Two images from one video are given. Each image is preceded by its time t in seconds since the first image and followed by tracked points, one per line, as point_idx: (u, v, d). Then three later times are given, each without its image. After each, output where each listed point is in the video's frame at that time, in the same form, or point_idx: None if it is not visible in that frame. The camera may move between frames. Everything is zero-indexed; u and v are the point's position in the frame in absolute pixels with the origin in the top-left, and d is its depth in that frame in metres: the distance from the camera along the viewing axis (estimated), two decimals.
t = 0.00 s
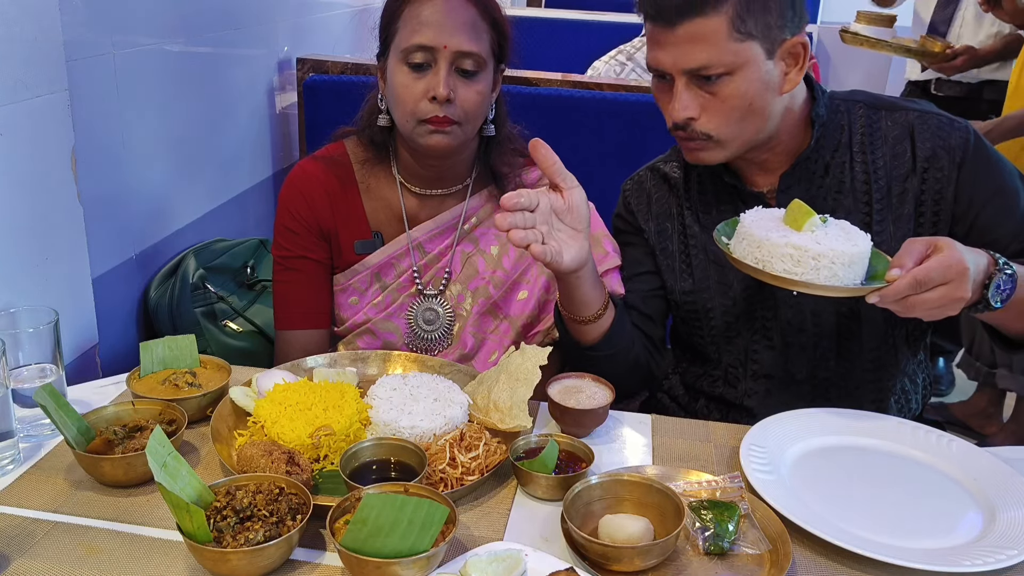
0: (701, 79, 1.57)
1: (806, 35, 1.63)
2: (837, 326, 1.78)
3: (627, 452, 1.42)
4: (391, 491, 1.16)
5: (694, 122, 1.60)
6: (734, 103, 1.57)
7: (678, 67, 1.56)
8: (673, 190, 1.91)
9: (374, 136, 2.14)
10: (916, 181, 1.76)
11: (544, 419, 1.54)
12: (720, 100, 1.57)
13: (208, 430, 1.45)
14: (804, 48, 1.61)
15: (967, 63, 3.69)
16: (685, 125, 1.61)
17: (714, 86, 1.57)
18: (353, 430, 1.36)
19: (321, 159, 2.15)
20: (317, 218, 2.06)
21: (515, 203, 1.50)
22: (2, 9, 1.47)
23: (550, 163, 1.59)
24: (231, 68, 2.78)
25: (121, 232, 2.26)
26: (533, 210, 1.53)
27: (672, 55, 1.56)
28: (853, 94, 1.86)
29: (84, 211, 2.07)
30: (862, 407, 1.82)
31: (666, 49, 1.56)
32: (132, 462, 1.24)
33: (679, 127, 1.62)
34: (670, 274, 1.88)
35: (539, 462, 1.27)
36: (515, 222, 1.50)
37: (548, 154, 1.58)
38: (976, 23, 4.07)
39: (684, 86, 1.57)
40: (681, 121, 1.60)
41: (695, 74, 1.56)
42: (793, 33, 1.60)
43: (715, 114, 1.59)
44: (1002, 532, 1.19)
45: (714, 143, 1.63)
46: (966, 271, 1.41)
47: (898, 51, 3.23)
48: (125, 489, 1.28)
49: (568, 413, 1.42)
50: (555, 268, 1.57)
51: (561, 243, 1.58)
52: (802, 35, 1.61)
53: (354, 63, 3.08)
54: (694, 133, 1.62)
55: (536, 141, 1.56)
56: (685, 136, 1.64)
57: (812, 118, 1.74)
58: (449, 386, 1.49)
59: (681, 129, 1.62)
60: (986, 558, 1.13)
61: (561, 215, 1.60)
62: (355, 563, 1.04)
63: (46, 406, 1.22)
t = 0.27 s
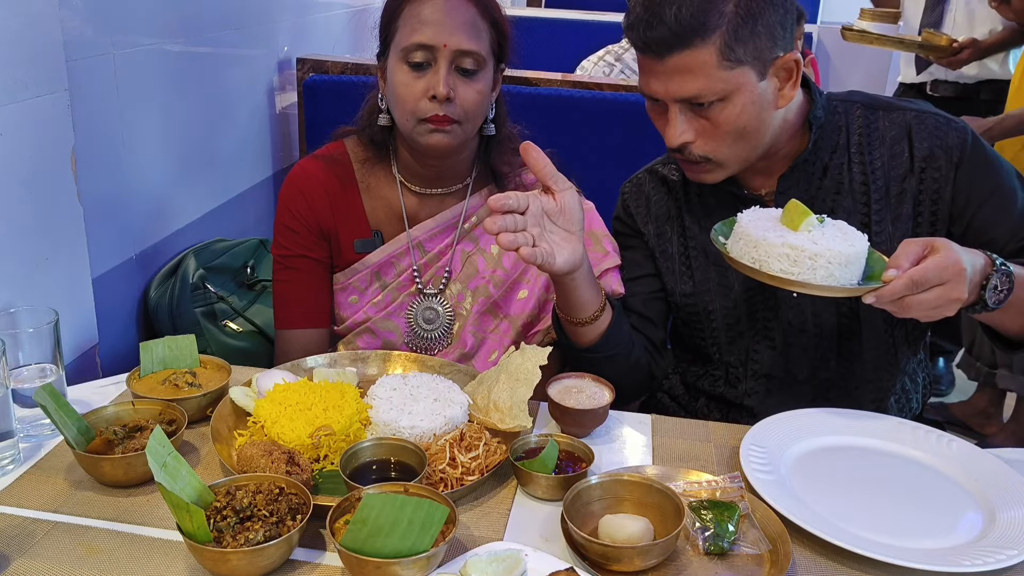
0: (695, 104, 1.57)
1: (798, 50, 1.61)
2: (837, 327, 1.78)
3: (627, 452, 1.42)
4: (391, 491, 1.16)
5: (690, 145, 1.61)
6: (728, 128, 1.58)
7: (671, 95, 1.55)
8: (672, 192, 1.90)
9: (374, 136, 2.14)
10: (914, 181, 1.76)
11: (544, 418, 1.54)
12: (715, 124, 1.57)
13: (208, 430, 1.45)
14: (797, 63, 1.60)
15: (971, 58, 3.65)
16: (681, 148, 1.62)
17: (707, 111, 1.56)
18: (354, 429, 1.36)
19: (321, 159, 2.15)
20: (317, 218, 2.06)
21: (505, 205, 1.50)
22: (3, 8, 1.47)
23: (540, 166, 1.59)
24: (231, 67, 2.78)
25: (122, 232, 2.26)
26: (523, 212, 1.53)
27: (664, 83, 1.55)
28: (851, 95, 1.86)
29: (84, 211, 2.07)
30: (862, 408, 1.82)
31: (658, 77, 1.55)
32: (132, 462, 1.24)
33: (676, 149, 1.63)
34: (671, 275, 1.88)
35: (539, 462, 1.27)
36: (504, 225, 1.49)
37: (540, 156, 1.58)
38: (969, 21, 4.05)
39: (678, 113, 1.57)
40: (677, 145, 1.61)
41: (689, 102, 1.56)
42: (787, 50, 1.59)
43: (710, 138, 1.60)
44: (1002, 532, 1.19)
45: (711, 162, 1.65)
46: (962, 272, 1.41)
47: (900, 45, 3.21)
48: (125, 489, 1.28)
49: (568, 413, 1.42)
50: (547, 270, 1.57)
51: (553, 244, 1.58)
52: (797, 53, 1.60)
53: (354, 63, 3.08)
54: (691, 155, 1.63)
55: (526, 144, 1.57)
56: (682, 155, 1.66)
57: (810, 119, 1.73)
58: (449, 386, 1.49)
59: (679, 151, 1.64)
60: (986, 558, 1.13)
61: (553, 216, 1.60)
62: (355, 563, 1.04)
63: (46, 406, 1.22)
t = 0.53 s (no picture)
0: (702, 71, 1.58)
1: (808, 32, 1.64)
2: (836, 329, 1.78)
3: (627, 452, 1.42)
4: (391, 491, 1.16)
5: (695, 116, 1.61)
6: (734, 98, 1.58)
7: (678, 61, 1.57)
8: (671, 192, 1.90)
9: (373, 136, 2.14)
10: (914, 185, 1.75)
11: (544, 418, 1.54)
12: (721, 94, 1.58)
13: (208, 430, 1.45)
14: (807, 45, 1.62)
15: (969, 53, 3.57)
16: (685, 119, 1.62)
17: (714, 80, 1.57)
18: (353, 429, 1.36)
19: (320, 159, 2.15)
20: (316, 218, 2.06)
21: (455, 285, 1.45)
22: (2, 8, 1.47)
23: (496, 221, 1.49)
24: (231, 67, 2.78)
25: (122, 232, 2.26)
26: (481, 276, 1.48)
27: (671, 47, 1.56)
28: (853, 96, 1.86)
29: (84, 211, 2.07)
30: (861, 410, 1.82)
31: (667, 40, 1.57)
32: (132, 462, 1.24)
33: (679, 121, 1.63)
34: (669, 276, 1.88)
35: (539, 462, 1.27)
36: (460, 302, 1.45)
37: (493, 212, 1.48)
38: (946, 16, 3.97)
39: (684, 81, 1.58)
40: (681, 115, 1.61)
41: (695, 68, 1.57)
42: (794, 29, 1.61)
43: (716, 109, 1.60)
44: (1002, 532, 1.19)
45: (714, 138, 1.65)
46: (959, 279, 1.41)
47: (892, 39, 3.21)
48: (125, 489, 1.28)
49: (568, 413, 1.42)
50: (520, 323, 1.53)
51: (521, 298, 1.53)
52: (805, 33, 1.62)
53: (354, 63, 3.08)
54: (695, 127, 1.63)
55: (478, 205, 1.46)
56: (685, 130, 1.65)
57: (811, 120, 1.74)
58: (449, 386, 1.49)
59: (682, 123, 1.63)
60: (986, 558, 1.13)
61: (519, 267, 1.54)
62: (355, 563, 1.04)
63: (46, 406, 1.22)
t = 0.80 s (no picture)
0: (710, 50, 1.58)
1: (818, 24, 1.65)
2: (836, 329, 1.78)
3: (627, 452, 1.42)
4: (391, 491, 1.16)
5: (698, 95, 1.60)
6: (739, 77, 1.58)
7: (688, 35, 1.58)
8: (673, 191, 1.90)
9: (371, 136, 2.14)
10: (917, 185, 1.76)
11: (544, 418, 1.54)
12: (725, 71, 1.58)
13: (208, 430, 1.45)
14: (816, 35, 1.63)
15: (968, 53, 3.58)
16: (688, 96, 1.61)
17: (720, 57, 1.58)
18: (353, 430, 1.36)
19: (320, 159, 2.15)
20: (316, 218, 2.06)
21: (460, 285, 1.45)
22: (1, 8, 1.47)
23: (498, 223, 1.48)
24: (231, 67, 2.78)
25: (122, 232, 2.26)
26: (484, 278, 1.48)
27: (681, 22, 1.58)
28: (856, 96, 1.86)
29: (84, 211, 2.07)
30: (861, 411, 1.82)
31: (676, 16, 1.59)
32: (132, 462, 1.24)
33: (681, 98, 1.62)
34: (670, 275, 1.87)
35: (539, 462, 1.27)
36: (465, 304, 1.45)
37: (494, 213, 1.47)
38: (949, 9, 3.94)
39: (692, 56, 1.59)
40: (685, 92, 1.60)
41: (703, 44, 1.58)
42: (804, 19, 1.62)
43: (720, 87, 1.59)
44: (1002, 532, 1.19)
45: (716, 118, 1.63)
46: (964, 280, 1.41)
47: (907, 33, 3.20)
48: (125, 489, 1.28)
49: (568, 413, 1.42)
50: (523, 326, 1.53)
51: (523, 301, 1.53)
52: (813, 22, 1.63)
53: (354, 63, 3.08)
54: (696, 106, 1.62)
55: (479, 207, 1.45)
56: (686, 111, 1.64)
57: (815, 119, 1.74)
58: (449, 386, 1.49)
59: (683, 102, 1.63)
60: (986, 558, 1.13)
61: (520, 269, 1.54)
62: (355, 563, 1.05)
63: (46, 406, 1.22)
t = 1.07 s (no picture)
0: (711, 47, 1.59)
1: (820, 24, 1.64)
2: (837, 329, 1.78)
3: (627, 452, 1.42)
4: (391, 491, 1.16)
5: (696, 92, 1.61)
6: (738, 75, 1.58)
7: (689, 32, 1.58)
8: (675, 189, 1.90)
9: (371, 136, 2.14)
10: (919, 184, 1.76)
11: (544, 419, 1.54)
12: (725, 70, 1.58)
13: (208, 430, 1.45)
14: (817, 35, 1.63)
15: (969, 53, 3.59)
16: (687, 92, 1.61)
17: (720, 56, 1.58)
18: (353, 429, 1.36)
19: (320, 158, 2.15)
20: (316, 218, 2.06)
21: (462, 207, 1.48)
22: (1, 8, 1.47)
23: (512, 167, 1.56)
24: (231, 67, 2.78)
25: (122, 232, 2.26)
26: (490, 214, 1.52)
27: (683, 18, 1.58)
28: (858, 95, 1.86)
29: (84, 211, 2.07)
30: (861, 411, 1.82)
31: (679, 12, 1.59)
32: (132, 462, 1.24)
33: (679, 93, 1.63)
34: (670, 273, 1.88)
35: (539, 462, 1.27)
36: (463, 225, 1.48)
37: (511, 156, 1.56)
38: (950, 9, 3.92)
39: (692, 54, 1.60)
40: (684, 88, 1.61)
41: (704, 41, 1.58)
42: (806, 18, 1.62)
43: (719, 84, 1.59)
44: (1001, 532, 1.19)
45: (713, 117, 1.64)
46: (972, 276, 1.41)
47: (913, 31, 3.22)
48: (125, 489, 1.28)
49: (568, 413, 1.42)
50: (519, 272, 1.52)
51: (524, 247, 1.53)
52: (815, 22, 1.62)
53: (354, 63, 3.08)
54: (694, 102, 1.62)
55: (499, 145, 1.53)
56: (684, 106, 1.64)
57: (817, 118, 1.74)
58: (449, 386, 1.49)
59: (682, 97, 1.63)
60: (986, 558, 1.13)
61: (527, 217, 1.56)
62: (355, 562, 1.04)
63: (46, 406, 1.22)
